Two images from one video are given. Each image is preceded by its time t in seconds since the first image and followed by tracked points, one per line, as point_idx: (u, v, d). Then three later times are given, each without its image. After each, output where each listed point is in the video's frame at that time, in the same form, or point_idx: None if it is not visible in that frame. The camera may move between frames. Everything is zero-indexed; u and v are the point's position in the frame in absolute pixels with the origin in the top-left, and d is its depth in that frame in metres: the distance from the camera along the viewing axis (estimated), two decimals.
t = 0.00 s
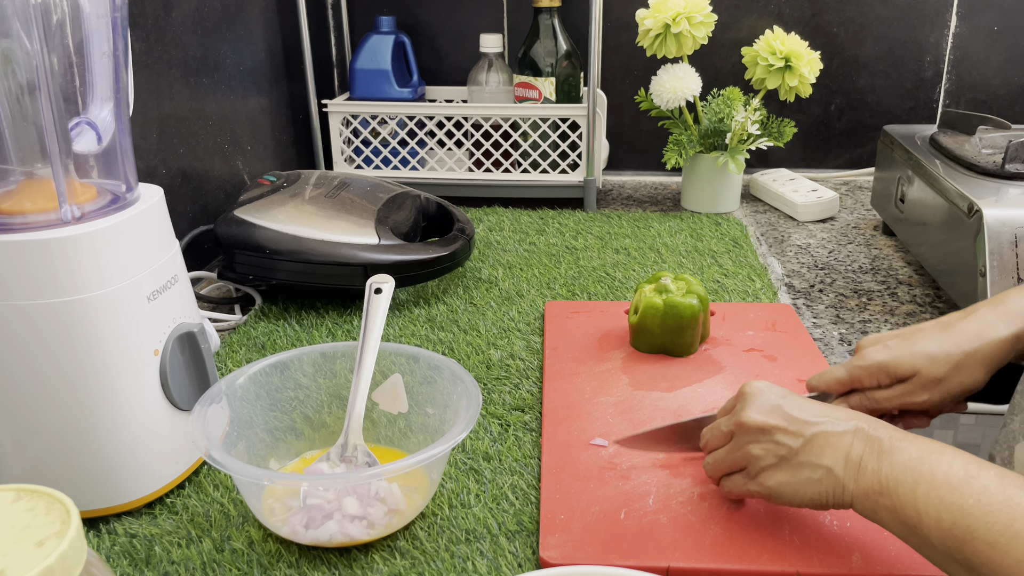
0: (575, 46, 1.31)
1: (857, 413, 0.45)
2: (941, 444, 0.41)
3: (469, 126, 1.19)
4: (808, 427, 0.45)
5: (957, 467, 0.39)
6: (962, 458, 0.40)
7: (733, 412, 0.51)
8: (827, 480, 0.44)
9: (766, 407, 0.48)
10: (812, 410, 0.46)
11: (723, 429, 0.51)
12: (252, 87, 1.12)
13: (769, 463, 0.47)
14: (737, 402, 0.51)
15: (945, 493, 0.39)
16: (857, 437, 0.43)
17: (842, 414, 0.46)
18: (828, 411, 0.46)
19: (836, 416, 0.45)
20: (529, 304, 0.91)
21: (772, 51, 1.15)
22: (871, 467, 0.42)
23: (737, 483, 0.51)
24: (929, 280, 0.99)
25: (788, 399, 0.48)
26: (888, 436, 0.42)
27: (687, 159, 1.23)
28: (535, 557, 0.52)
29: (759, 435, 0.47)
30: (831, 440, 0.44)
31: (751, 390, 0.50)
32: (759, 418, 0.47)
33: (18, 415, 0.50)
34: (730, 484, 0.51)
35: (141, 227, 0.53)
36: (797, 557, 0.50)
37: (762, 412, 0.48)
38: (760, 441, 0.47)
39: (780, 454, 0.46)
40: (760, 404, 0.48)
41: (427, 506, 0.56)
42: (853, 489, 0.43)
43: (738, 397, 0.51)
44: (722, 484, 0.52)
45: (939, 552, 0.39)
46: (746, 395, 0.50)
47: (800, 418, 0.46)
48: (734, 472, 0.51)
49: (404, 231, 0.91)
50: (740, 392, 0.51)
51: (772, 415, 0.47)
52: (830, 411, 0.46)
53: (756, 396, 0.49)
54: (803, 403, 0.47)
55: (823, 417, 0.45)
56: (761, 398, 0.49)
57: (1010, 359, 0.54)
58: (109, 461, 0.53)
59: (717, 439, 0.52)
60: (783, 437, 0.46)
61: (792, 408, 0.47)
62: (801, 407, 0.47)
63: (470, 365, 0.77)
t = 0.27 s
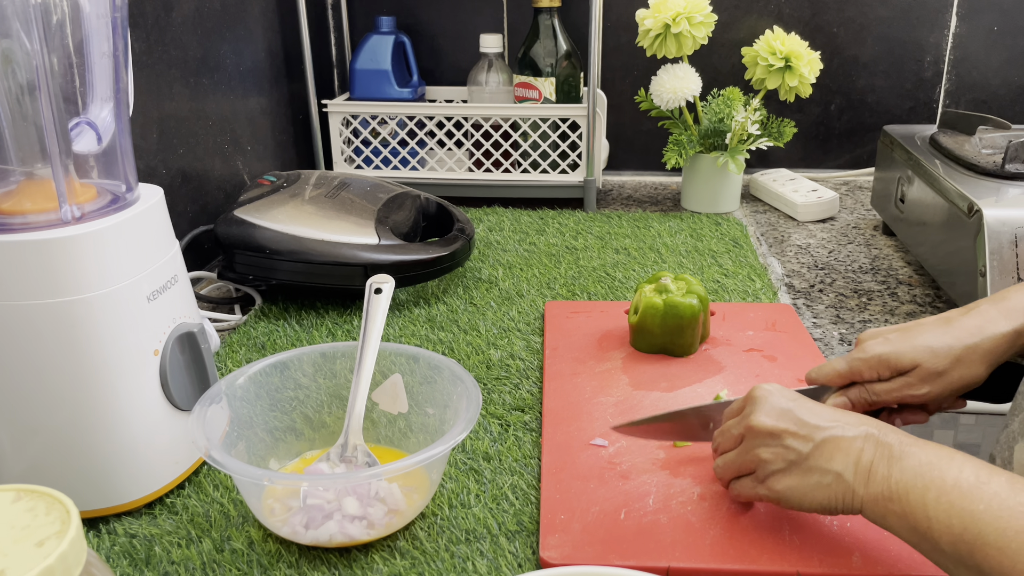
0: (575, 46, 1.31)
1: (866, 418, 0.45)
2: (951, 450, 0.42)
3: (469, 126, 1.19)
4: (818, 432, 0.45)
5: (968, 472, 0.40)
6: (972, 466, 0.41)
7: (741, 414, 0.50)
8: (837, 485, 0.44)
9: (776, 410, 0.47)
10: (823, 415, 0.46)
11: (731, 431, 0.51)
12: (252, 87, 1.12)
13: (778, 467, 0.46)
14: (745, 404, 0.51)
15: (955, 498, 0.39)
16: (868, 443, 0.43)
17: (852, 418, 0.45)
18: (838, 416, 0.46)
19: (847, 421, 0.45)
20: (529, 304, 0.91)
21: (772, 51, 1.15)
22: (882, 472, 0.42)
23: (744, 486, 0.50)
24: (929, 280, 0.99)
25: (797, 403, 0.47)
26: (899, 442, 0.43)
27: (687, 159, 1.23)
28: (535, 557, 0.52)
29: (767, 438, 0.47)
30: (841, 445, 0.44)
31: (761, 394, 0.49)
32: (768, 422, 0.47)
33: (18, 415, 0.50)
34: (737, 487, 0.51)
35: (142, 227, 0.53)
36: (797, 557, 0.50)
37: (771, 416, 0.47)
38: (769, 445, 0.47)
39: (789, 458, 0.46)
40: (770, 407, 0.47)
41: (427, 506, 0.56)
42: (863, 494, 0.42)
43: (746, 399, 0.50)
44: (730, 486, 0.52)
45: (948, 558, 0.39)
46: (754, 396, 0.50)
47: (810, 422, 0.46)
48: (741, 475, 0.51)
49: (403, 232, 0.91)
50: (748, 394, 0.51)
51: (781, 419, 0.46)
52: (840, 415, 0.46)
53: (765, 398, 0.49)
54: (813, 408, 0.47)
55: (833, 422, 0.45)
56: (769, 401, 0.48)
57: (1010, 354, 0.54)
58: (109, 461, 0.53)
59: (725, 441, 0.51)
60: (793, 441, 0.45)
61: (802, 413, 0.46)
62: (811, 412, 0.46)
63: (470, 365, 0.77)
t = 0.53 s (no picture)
0: (576, 46, 1.31)
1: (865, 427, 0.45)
2: (949, 458, 0.42)
3: (469, 126, 1.19)
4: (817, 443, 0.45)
5: (967, 482, 0.40)
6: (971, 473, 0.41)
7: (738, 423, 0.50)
8: (836, 496, 0.44)
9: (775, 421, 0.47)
10: (822, 425, 0.46)
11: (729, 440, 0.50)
12: (252, 87, 1.12)
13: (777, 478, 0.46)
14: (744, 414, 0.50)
15: (954, 508, 0.39)
16: (866, 453, 0.43)
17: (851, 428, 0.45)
18: (838, 427, 0.45)
19: (846, 432, 0.45)
20: (529, 304, 0.91)
21: (772, 51, 1.15)
22: (881, 484, 0.42)
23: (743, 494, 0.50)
24: (929, 280, 0.99)
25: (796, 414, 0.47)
26: (897, 451, 0.42)
27: (687, 159, 1.23)
28: (535, 557, 0.52)
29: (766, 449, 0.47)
30: (840, 456, 0.44)
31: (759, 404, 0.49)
32: (766, 434, 0.46)
33: (18, 415, 0.50)
34: (737, 495, 0.51)
35: (142, 228, 0.53)
36: (797, 558, 0.50)
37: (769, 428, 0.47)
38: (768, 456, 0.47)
39: (787, 470, 0.46)
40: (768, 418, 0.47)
41: (427, 506, 0.56)
42: (862, 505, 0.42)
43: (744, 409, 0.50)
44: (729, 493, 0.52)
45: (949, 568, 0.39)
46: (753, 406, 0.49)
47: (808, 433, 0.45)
48: (740, 484, 0.50)
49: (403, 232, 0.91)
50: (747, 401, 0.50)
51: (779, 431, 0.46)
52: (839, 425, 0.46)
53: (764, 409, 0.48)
54: (812, 417, 0.46)
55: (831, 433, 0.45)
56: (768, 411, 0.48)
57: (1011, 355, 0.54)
58: (109, 461, 0.53)
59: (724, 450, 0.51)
60: (792, 454, 0.45)
61: (801, 423, 0.46)
62: (810, 422, 0.46)
63: (470, 365, 0.77)
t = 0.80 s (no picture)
0: (575, 46, 1.31)
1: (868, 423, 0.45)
2: (956, 453, 0.42)
3: (469, 126, 1.19)
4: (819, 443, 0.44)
5: (973, 479, 0.40)
6: (979, 469, 0.41)
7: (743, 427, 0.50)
8: (841, 496, 0.43)
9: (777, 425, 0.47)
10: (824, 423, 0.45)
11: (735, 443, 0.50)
12: (252, 87, 1.12)
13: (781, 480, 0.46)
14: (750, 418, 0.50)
15: (962, 507, 0.39)
16: (870, 451, 0.43)
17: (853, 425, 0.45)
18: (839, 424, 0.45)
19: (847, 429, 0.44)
20: (529, 304, 0.91)
21: (772, 51, 1.15)
22: (886, 483, 0.42)
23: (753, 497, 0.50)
24: (929, 280, 0.99)
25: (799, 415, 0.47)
26: (901, 448, 0.42)
27: (687, 159, 1.23)
28: (535, 557, 0.52)
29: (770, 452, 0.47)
30: (842, 456, 0.43)
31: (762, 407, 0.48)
32: (768, 436, 0.46)
33: (18, 415, 0.50)
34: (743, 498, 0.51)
35: (142, 227, 0.53)
36: (797, 558, 0.50)
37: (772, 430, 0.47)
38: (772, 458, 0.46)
39: (791, 470, 0.45)
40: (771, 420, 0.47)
41: (427, 506, 0.56)
42: (867, 504, 0.42)
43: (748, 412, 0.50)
44: (736, 496, 0.52)
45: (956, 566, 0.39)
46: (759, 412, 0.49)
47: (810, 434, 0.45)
48: (746, 486, 0.50)
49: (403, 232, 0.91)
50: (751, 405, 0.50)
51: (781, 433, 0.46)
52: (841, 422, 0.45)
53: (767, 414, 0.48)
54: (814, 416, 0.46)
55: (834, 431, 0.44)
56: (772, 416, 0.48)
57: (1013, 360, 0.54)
58: (109, 461, 0.53)
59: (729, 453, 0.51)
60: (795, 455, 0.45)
61: (802, 423, 0.45)
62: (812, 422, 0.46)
63: (470, 365, 0.77)
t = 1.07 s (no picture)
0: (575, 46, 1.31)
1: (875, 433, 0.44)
2: (950, 459, 0.41)
3: (469, 126, 1.19)
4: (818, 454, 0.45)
5: (966, 485, 0.39)
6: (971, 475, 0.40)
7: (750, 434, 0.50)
8: (833, 501, 0.44)
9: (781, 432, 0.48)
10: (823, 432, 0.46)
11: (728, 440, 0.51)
12: (252, 87, 1.12)
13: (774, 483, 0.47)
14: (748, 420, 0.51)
15: (953, 512, 0.39)
16: (867, 459, 0.43)
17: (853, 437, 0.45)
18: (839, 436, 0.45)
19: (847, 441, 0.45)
20: (529, 304, 0.91)
21: (772, 51, 1.15)
22: (879, 488, 0.42)
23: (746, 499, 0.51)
24: (929, 280, 0.99)
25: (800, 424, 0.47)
26: (895, 458, 0.42)
27: (687, 159, 1.23)
28: (535, 557, 0.52)
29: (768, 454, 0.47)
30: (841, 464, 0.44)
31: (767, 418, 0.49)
32: (763, 437, 0.47)
33: (19, 415, 0.50)
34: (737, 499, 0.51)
35: (142, 228, 0.53)
36: (797, 558, 0.50)
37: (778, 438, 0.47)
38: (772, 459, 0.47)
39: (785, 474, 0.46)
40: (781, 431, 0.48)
41: (427, 506, 0.56)
42: (860, 510, 0.43)
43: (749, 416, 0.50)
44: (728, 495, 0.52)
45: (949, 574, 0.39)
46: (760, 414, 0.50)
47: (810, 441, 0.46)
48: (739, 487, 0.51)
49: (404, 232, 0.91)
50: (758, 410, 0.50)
51: (780, 443, 0.47)
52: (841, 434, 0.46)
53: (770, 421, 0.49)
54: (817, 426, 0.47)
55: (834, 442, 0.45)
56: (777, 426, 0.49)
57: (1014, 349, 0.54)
58: (109, 461, 0.53)
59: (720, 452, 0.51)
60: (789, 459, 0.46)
61: (798, 427, 0.46)
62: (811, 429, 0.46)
63: (470, 365, 0.77)
